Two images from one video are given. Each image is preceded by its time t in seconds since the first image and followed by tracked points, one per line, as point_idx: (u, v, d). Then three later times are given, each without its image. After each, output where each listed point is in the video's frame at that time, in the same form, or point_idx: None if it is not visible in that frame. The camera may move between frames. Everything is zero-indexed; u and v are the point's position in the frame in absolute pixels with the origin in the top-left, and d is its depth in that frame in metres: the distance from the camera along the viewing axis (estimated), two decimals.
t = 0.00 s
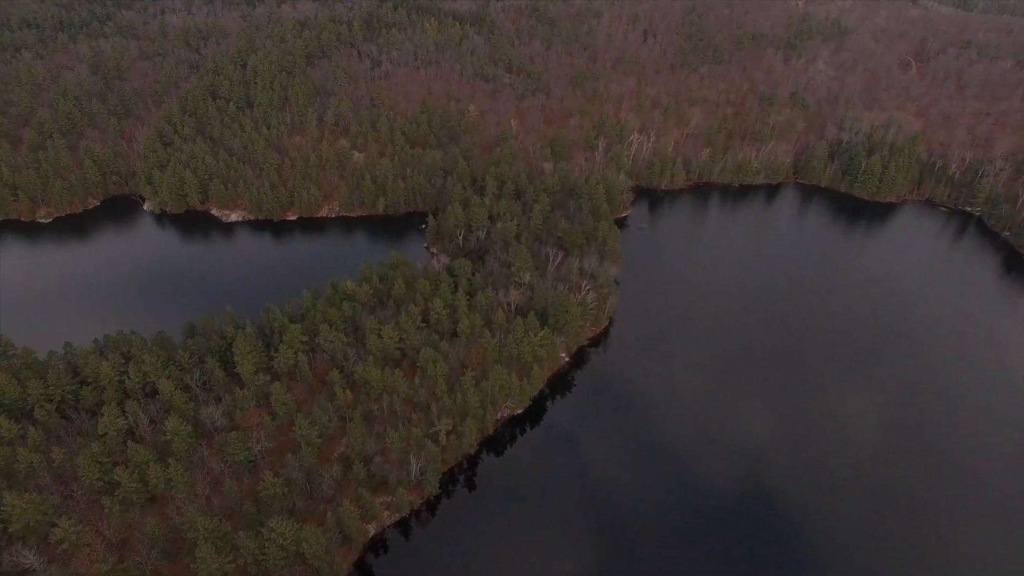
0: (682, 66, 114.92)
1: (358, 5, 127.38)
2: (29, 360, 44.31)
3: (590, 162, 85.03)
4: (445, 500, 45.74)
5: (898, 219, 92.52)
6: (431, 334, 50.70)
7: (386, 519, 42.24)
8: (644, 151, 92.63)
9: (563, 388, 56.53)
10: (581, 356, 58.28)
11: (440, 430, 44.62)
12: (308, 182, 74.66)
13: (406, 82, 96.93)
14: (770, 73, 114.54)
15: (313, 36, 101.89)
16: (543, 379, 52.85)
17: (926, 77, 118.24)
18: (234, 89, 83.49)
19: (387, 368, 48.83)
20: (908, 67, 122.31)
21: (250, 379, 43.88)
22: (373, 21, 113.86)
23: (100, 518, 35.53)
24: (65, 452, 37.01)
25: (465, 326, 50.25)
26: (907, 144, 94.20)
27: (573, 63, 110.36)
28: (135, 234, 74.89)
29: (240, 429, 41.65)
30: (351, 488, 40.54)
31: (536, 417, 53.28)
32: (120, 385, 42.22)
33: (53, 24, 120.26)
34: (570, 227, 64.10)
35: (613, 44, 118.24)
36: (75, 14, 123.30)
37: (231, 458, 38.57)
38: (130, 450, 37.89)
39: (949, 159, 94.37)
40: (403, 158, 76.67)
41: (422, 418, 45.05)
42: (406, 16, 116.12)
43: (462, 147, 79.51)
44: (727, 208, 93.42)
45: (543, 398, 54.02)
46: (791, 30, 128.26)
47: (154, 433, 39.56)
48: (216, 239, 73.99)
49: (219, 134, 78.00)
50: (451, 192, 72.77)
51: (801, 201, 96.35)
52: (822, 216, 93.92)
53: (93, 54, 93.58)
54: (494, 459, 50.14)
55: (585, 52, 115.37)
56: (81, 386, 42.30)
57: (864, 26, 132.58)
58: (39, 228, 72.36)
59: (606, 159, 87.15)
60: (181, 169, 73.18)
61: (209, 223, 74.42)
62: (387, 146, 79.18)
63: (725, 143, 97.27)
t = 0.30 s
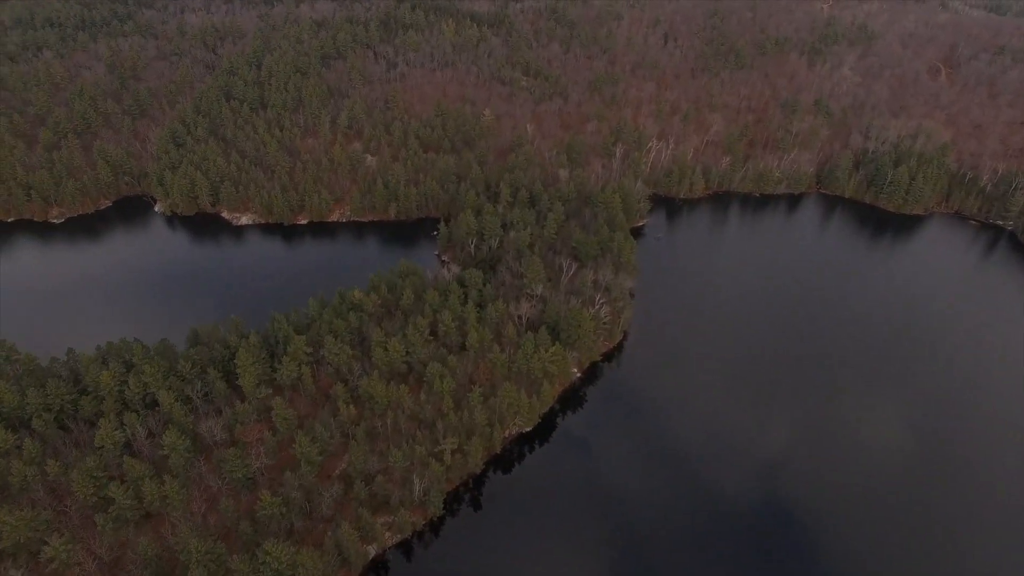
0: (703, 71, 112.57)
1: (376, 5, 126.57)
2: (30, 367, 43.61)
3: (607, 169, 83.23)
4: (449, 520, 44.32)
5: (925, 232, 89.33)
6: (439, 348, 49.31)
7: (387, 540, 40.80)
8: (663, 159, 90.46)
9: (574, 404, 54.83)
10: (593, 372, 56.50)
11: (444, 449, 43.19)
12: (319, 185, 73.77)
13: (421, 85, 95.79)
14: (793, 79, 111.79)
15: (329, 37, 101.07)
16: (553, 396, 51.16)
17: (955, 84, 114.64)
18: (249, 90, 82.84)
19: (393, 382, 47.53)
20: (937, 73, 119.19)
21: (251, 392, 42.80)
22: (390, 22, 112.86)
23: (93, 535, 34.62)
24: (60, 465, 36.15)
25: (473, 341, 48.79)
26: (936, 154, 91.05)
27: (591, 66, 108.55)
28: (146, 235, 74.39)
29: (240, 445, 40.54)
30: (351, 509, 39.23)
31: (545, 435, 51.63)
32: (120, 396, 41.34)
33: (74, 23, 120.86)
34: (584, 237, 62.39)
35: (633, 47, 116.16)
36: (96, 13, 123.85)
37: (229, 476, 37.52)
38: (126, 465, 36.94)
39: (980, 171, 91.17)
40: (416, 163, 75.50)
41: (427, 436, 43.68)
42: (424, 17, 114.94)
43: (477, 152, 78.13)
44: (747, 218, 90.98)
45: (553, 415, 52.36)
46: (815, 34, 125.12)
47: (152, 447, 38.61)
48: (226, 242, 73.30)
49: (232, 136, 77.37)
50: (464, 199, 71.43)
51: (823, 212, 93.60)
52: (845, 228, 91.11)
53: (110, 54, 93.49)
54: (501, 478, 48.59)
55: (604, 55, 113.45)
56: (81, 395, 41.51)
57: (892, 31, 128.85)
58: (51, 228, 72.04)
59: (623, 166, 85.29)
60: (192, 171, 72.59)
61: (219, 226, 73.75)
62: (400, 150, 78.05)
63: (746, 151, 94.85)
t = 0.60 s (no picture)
0: (728, 77, 110.02)
1: (397, 6, 125.76)
2: (34, 372, 42.96)
3: (626, 177, 81.29)
4: (455, 542, 42.73)
5: (957, 248, 85.76)
6: (448, 362, 47.88)
7: (390, 562, 39.36)
8: (684, 168, 88.11)
9: (586, 422, 53.04)
10: (607, 389, 54.63)
11: (450, 469, 41.70)
12: (333, 189, 72.83)
13: (439, 88, 94.62)
14: (821, 86, 108.73)
15: (348, 37, 100.28)
16: (565, 414, 49.40)
17: (990, 94, 110.79)
18: (266, 91, 82.24)
19: (400, 397, 46.23)
20: (972, 81, 116.06)
21: (254, 405, 41.71)
22: (410, 22, 111.79)
23: (87, 552, 33.72)
24: (57, 478, 35.32)
25: (484, 356, 47.28)
26: (970, 167, 87.65)
27: (613, 71, 106.60)
28: (160, 236, 74.00)
29: (241, 460, 39.54)
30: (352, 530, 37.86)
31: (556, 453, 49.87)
32: (122, 405, 40.48)
33: (99, 22, 121.70)
34: (602, 248, 60.58)
35: (656, 51, 113.89)
36: (121, 12, 124.66)
37: (228, 493, 36.48)
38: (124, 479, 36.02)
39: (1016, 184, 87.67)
40: (432, 168, 74.24)
41: (433, 455, 42.27)
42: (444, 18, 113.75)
43: (494, 157, 76.66)
44: (770, 230, 88.40)
45: (566, 432, 50.62)
46: (844, 40, 121.71)
47: (152, 461, 37.70)
48: (239, 245, 72.69)
49: (248, 137, 76.79)
50: (479, 206, 70.01)
51: (850, 223, 90.60)
52: (872, 241, 88.07)
53: (131, 52, 93.58)
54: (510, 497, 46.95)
55: (626, 59, 111.36)
56: (83, 404, 40.74)
57: (924, 37, 124.96)
58: (66, 228, 71.93)
59: (644, 173, 83.28)
60: (207, 172, 72.05)
61: (232, 229, 73.20)
62: (416, 154, 76.91)
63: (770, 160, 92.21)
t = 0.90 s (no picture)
0: (751, 83, 107.42)
1: (415, 7, 124.69)
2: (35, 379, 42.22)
3: (645, 186, 79.24)
4: (458, 566, 41.21)
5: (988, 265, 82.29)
6: (456, 378, 46.49)
7: None
8: (704, 176, 85.68)
9: (598, 442, 51.25)
10: (620, 407, 52.78)
11: (454, 491, 40.24)
12: (345, 194, 71.85)
13: (455, 91, 93.34)
14: (848, 93, 105.67)
15: (365, 39, 99.35)
16: (576, 434, 47.67)
17: None
18: (280, 92, 81.54)
19: (405, 413, 44.87)
20: (1005, 88, 112.48)
21: (255, 419, 40.60)
22: (428, 23, 110.55)
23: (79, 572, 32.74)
24: (50, 493, 34.40)
25: (492, 372, 45.76)
26: (1005, 179, 84.15)
27: (633, 76, 104.57)
28: (171, 238, 73.46)
29: (239, 478, 38.41)
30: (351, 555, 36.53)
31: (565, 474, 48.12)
32: (121, 417, 39.57)
33: (120, 21, 122.13)
34: (617, 260, 58.72)
35: (677, 55, 111.54)
36: (142, 10, 124.99)
37: (225, 512, 35.39)
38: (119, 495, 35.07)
39: None
40: (445, 174, 72.92)
41: (438, 476, 40.88)
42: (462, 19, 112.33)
43: (509, 164, 75.12)
44: (792, 243, 85.94)
45: (576, 452, 48.93)
46: (872, 46, 118.21)
47: (148, 477, 36.69)
48: (249, 248, 71.91)
49: (261, 139, 76.14)
50: (493, 214, 68.55)
51: (875, 237, 87.63)
52: (898, 256, 85.08)
53: (149, 52, 93.40)
54: (517, 518, 45.38)
55: (647, 63, 109.13)
56: (82, 414, 39.91)
57: (956, 43, 121.00)
58: (78, 228, 71.68)
59: (663, 182, 81.18)
60: (219, 175, 71.44)
61: (243, 232, 72.52)
62: (430, 159, 75.70)
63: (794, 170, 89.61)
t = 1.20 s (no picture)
0: (769, 88, 105.06)
1: (428, 8, 123.46)
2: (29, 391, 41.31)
3: (658, 195, 77.39)
4: None
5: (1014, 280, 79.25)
6: (459, 396, 45.05)
7: None
8: (720, 185, 83.61)
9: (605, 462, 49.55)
10: (630, 426, 51.07)
11: (454, 515, 38.75)
12: (352, 200, 70.72)
13: (466, 95, 91.94)
14: (868, 100, 103.03)
15: (376, 41, 98.17)
16: (583, 455, 46.02)
17: None
18: (289, 95, 80.56)
19: (406, 431, 43.45)
20: None
21: (251, 436, 39.38)
22: (440, 25, 109.16)
23: None
24: (37, 513, 33.35)
25: (497, 391, 44.26)
26: None
27: (647, 81, 102.62)
28: (176, 242, 72.66)
29: (232, 498, 37.21)
30: None
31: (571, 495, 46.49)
32: (114, 432, 38.50)
33: (134, 21, 121.93)
34: (628, 274, 57.00)
35: (693, 60, 109.36)
36: (155, 11, 124.78)
37: (215, 536, 34.16)
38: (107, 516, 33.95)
39: None
40: (454, 181, 71.54)
41: (438, 499, 39.40)
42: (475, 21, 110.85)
43: (519, 170, 73.58)
44: (809, 255, 83.71)
45: (583, 472, 47.32)
46: (894, 51, 115.27)
47: (139, 497, 35.62)
48: (254, 253, 70.93)
49: (268, 143, 75.19)
50: (502, 222, 67.07)
51: (895, 250, 85.09)
52: (918, 270, 82.54)
53: (159, 53, 92.76)
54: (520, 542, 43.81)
55: (662, 67, 107.05)
56: (75, 428, 38.91)
57: (980, 48, 117.82)
58: (84, 231, 71.09)
59: (676, 190, 79.24)
60: (224, 179, 70.59)
61: (248, 236, 71.55)
62: (438, 165, 74.35)
63: (812, 179, 87.36)
